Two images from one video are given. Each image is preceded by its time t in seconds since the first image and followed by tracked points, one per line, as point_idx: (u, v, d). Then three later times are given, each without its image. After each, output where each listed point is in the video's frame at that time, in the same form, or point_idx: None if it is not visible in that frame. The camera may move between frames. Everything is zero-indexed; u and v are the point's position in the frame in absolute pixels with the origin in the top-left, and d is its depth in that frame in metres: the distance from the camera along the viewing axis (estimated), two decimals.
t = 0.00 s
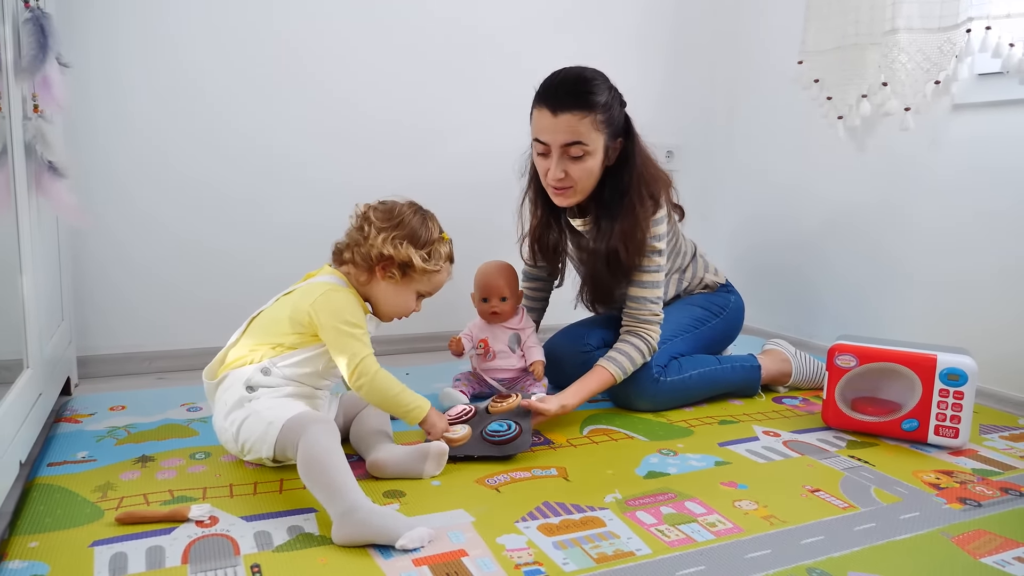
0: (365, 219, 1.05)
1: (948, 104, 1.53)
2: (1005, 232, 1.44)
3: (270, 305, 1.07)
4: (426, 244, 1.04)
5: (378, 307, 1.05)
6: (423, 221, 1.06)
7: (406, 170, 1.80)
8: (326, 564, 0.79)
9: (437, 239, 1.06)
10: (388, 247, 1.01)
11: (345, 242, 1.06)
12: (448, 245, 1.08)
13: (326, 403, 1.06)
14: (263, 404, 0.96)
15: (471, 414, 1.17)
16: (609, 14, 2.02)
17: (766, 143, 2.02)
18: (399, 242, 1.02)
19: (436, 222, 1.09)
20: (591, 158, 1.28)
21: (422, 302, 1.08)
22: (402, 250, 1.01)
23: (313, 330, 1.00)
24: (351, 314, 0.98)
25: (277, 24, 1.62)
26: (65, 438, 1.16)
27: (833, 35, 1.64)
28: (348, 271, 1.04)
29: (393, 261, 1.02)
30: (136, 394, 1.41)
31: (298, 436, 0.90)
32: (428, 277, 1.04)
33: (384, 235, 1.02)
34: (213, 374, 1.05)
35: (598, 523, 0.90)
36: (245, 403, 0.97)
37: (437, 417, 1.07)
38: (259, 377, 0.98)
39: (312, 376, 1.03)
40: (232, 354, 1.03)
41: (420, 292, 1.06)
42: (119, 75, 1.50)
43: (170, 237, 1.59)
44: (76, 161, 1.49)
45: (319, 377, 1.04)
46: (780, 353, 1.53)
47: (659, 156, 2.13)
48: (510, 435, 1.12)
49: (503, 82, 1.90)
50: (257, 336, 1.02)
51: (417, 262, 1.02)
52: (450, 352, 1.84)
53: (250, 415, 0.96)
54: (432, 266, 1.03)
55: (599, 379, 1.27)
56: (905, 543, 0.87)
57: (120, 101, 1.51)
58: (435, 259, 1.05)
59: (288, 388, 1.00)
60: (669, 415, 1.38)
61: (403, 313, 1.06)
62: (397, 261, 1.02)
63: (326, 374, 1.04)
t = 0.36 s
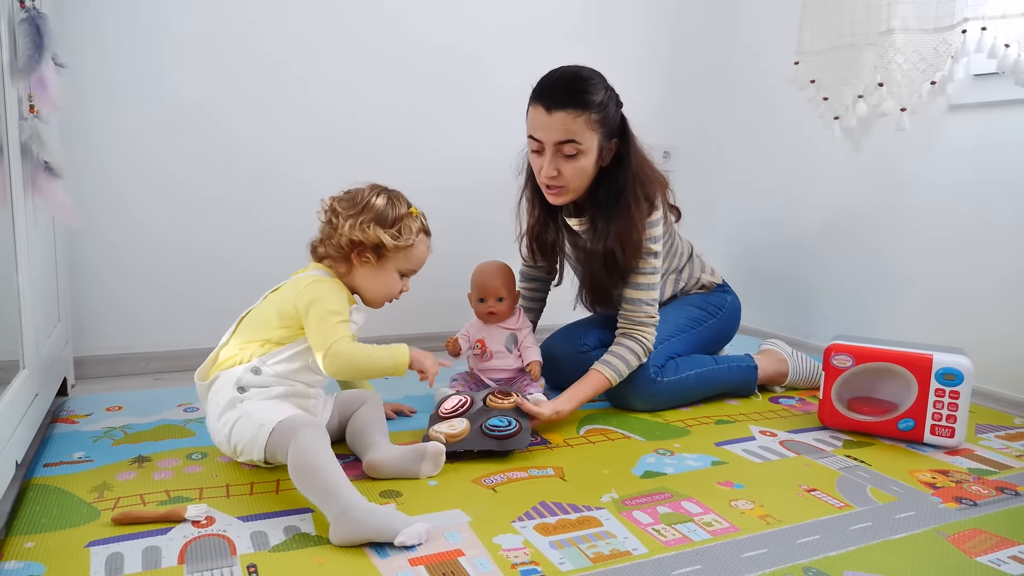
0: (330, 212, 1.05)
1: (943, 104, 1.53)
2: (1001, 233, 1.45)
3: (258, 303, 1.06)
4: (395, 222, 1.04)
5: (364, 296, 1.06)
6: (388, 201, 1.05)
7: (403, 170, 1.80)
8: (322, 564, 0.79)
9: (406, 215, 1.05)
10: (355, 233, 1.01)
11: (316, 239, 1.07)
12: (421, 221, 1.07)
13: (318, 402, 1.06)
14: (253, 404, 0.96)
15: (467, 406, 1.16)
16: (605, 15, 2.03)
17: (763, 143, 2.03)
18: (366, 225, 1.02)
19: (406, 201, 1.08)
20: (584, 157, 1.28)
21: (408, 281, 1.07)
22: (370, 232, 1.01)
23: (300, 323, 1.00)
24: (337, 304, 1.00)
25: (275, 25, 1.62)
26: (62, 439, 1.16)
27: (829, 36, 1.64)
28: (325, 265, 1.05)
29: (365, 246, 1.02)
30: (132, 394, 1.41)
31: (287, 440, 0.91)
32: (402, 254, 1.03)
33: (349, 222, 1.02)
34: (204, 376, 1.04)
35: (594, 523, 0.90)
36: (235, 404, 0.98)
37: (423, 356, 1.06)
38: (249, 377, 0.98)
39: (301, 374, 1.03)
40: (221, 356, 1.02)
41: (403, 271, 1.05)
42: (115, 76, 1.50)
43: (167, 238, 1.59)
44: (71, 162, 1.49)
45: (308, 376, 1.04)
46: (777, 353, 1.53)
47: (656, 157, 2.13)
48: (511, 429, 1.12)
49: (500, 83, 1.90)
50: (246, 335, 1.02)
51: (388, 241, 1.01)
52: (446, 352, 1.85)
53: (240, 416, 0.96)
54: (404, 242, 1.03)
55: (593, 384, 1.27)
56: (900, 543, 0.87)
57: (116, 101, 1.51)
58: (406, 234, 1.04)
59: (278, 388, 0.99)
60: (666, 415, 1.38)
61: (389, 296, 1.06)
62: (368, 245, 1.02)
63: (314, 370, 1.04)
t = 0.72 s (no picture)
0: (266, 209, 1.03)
1: (941, 104, 1.53)
2: (1000, 233, 1.45)
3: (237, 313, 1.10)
4: (327, 211, 1.00)
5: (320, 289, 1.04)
6: (318, 188, 1.01)
7: (402, 171, 1.80)
8: (320, 565, 0.79)
9: (339, 199, 1.01)
10: (287, 230, 0.99)
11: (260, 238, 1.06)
12: (360, 201, 1.03)
13: (301, 405, 1.06)
14: (224, 419, 0.98)
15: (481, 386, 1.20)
16: (604, 14, 2.03)
17: (761, 143, 2.03)
18: (297, 220, 0.99)
19: (344, 182, 1.04)
20: (583, 146, 1.29)
21: (361, 265, 1.04)
22: (301, 227, 0.99)
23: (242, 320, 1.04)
24: (246, 296, 1.02)
25: (273, 25, 1.62)
26: (60, 440, 1.16)
27: (826, 36, 1.64)
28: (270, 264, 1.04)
29: (300, 241, 0.99)
30: (130, 395, 1.41)
31: (266, 454, 0.93)
32: (341, 242, 1.00)
33: (281, 219, 1.00)
34: (182, 390, 1.08)
35: (592, 523, 0.90)
36: (209, 419, 0.99)
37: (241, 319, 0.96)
38: (217, 390, 1.00)
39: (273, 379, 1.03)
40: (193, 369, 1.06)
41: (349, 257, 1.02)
42: (113, 76, 1.50)
43: (165, 238, 1.59)
44: (70, 163, 1.48)
45: (282, 379, 1.04)
46: (775, 353, 1.53)
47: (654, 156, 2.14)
48: (525, 404, 1.14)
49: (498, 82, 1.90)
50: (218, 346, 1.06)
51: (320, 232, 0.98)
52: (445, 352, 1.85)
53: (214, 434, 0.97)
54: (340, 229, 0.99)
55: (595, 380, 1.27)
56: (899, 542, 0.87)
57: (114, 101, 1.51)
58: (340, 221, 0.99)
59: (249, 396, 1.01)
60: (664, 415, 1.38)
61: (344, 284, 1.04)
62: (303, 240, 0.99)
63: (289, 374, 1.05)
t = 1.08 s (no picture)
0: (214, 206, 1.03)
1: (941, 105, 1.53)
2: (1000, 233, 1.45)
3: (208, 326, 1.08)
4: (277, 204, 0.99)
5: (282, 282, 1.04)
6: (266, 179, 1.01)
7: (401, 172, 1.80)
8: (321, 566, 0.79)
9: (289, 188, 1.01)
10: (240, 226, 0.99)
11: (213, 236, 1.05)
12: (310, 189, 1.03)
13: (296, 404, 1.07)
14: (220, 423, 0.99)
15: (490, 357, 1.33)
16: (605, 15, 2.03)
17: (761, 144, 2.03)
18: (249, 215, 0.99)
19: (293, 171, 1.03)
20: (581, 153, 1.29)
21: (320, 253, 1.04)
22: (255, 222, 0.98)
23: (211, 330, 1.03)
24: (208, 305, 1.00)
25: (273, 26, 1.62)
26: (60, 441, 1.16)
27: (826, 36, 1.64)
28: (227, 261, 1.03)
29: (255, 236, 0.99)
30: (129, 397, 1.41)
31: (279, 443, 0.94)
32: (296, 234, 1.00)
33: (232, 215, 0.99)
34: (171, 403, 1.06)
35: (593, 523, 0.90)
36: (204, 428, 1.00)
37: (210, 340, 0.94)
38: (208, 399, 1.01)
39: (262, 381, 1.04)
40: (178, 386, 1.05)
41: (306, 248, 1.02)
42: (113, 78, 1.50)
43: (165, 240, 1.59)
44: (70, 164, 1.48)
45: (271, 379, 1.05)
46: (776, 353, 1.53)
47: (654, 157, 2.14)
48: (533, 368, 1.27)
49: (498, 83, 1.90)
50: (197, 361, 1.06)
51: (274, 224, 0.98)
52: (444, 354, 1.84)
53: (212, 440, 0.98)
54: (295, 220, 0.99)
55: (599, 369, 1.28)
56: (900, 543, 0.87)
57: (114, 103, 1.51)
58: (292, 213, 0.99)
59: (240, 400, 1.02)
60: (665, 416, 1.38)
61: (305, 274, 1.04)
62: (258, 235, 0.99)
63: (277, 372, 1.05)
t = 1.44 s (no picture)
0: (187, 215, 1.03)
1: (942, 105, 1.53)
2: (1000, 234, 1.45)
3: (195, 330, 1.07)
4: (250, 202, 1.00)
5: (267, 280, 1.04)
6: (235, 179, 1.01)
7: (402, 172, 1.80)
8: (322, 567, 0.79)
9: (259, 185, 1.01)
10: (216, 230, 0.99)
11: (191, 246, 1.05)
12: (279, 182, 1.03)
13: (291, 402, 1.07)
14: (216, 423, 0.99)
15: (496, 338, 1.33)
16: (605, 15, 2.03)
17: (761, 144, 2.03)
18: (223, 217, 0.99)
19: (261, 168, 1.04)
20: (582, 154, 1.29)
21: (301, 246, 1.05)
22: (230, 222, 0.98)
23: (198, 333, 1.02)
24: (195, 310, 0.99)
25: (273, 27, 1.62)
26: (62, 442, 1.16)
27: (826, 37, 1.64)
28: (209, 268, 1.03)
29: (233, 239, 0.99)
30: (131, 398, 1.41)
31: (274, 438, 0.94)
32: (274, 229, 1.00)
33: (206, 221, 0.99)
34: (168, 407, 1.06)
35: (594, 524, 0.90)
36: (200, 430, 1.00)
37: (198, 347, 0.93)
38: (202, 402, 1.02)
39: (256, 381, 1.04)
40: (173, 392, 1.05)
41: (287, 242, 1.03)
42: (115, 79, 1.50)
43: (166, 240, 1.59)
44: (71, 166, 1.49)
45: (265, 379, 1.05)
46: (776, 354, 1.53)
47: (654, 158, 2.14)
48: (541, 358, 1.24)
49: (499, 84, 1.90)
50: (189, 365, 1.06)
51: (249, 222, 0.98)
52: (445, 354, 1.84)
53: (211, 441, 0.99)
54: (269, 214, 1.00)
55: (598, 362, 1.29)
56: (901, 543, 0.87)
57: (116, 104, 1.51)
58: (266, 208, 1.00)
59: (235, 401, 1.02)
60: (665, 416, 1.38)
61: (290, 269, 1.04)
62: (236, 236, 0.99)
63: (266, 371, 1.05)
